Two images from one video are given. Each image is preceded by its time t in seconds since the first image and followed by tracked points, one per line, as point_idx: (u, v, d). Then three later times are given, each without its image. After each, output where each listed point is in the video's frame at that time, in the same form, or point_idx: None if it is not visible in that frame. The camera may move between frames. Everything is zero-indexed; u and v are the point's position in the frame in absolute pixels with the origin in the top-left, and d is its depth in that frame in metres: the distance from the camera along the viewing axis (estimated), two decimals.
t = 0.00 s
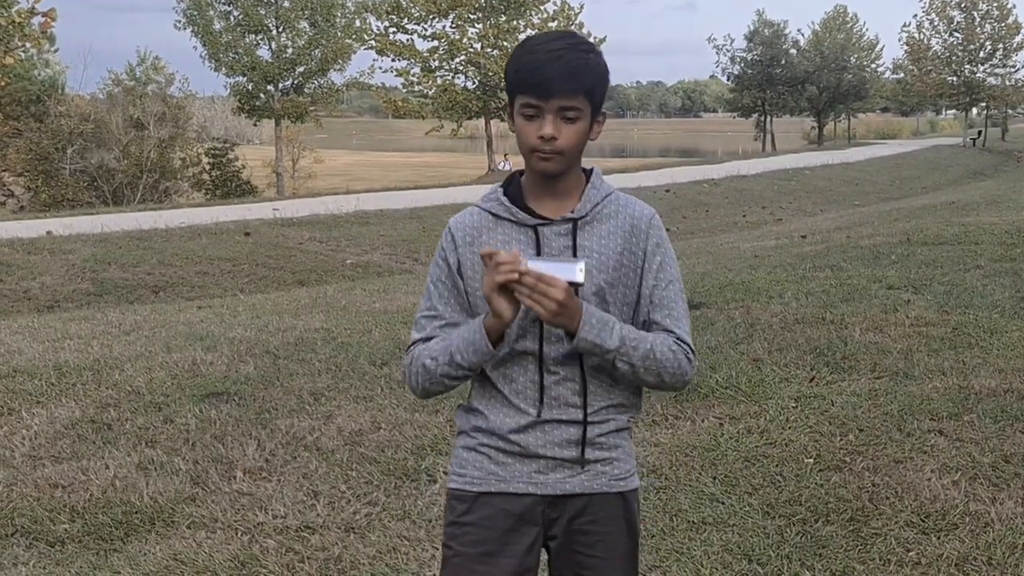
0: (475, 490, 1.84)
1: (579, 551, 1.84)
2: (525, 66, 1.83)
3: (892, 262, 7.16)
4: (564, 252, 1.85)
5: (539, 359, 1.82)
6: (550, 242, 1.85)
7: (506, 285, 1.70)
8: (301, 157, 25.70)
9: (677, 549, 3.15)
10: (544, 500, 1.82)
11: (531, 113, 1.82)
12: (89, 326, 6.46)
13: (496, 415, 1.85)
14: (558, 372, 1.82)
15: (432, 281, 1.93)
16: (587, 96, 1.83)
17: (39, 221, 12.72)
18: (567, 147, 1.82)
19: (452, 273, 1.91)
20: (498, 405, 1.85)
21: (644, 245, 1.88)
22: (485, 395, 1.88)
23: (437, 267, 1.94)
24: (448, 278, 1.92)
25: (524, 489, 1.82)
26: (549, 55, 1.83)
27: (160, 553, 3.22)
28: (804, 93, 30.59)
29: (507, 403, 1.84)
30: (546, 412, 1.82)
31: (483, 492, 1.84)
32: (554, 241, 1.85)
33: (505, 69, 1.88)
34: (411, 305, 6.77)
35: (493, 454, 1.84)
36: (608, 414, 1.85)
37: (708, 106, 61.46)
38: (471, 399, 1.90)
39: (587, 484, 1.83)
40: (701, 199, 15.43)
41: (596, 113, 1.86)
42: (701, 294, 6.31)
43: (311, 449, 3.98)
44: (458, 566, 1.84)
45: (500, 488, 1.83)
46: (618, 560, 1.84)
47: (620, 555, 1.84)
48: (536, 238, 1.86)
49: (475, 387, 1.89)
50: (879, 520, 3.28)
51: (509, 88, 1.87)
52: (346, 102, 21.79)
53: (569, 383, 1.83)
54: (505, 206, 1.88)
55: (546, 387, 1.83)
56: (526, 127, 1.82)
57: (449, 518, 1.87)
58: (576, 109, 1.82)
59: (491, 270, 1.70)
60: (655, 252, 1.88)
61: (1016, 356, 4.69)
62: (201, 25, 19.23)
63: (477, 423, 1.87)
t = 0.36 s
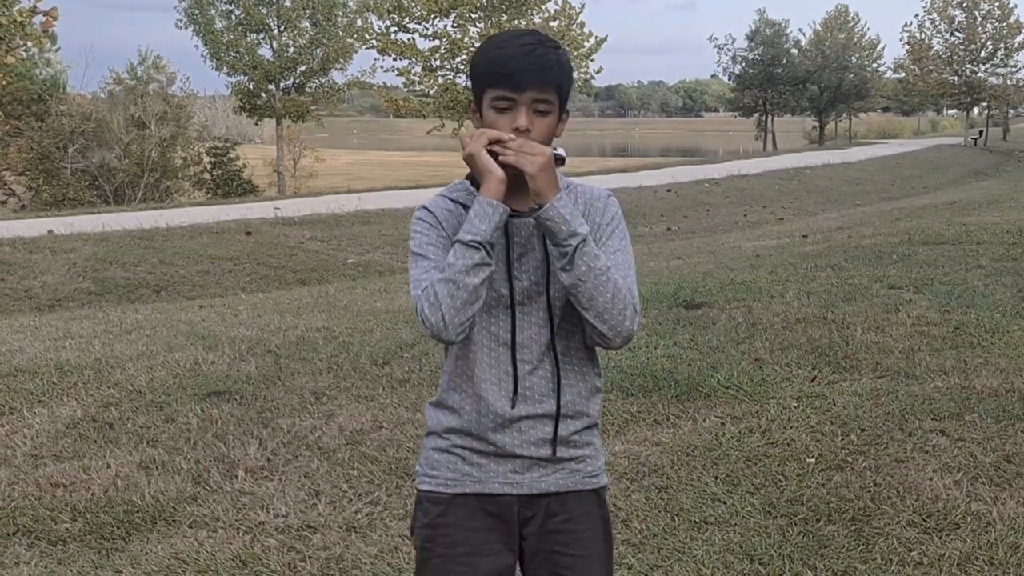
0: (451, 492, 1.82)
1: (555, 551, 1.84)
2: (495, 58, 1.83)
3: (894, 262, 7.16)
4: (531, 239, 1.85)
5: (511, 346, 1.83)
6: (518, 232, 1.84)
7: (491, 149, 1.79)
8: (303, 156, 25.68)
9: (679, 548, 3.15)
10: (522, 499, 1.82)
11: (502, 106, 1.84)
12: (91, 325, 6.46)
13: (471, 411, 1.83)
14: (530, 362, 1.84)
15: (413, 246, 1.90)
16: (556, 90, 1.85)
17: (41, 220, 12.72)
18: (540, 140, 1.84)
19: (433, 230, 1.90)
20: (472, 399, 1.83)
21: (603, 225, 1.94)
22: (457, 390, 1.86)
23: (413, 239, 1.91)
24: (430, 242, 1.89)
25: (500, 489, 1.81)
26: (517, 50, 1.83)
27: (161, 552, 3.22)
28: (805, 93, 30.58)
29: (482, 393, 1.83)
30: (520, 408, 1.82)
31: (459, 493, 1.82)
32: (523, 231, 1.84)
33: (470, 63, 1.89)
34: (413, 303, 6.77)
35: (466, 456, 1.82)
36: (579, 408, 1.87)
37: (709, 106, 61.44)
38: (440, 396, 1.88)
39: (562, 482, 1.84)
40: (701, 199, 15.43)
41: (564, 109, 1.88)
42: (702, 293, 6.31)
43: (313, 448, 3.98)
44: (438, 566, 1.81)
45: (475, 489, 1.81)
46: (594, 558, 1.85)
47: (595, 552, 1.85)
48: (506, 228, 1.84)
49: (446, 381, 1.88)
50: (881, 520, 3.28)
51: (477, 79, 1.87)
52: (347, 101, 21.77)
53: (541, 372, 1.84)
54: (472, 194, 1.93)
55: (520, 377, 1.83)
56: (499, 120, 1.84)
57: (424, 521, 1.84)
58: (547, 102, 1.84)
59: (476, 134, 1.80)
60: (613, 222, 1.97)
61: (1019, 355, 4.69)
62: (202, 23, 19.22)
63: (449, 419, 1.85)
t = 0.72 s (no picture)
0: (454, 494, 1.82)
1: (558, 552, 1.84)
2: (496, 52, 1.84)
3: (896, 262, 7.16)
4: (529, 237, 1.86)
5: (512, 344, 1.83)
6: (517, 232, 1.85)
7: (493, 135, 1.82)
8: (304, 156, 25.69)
9: (681, 548, 3.15)
10: (525, 500, 1.82)
11: (504, 101, 1.85)
12: (93, 325, 6.47)
13: (475, 411, 1.82)
14: (531, 360, 1.84)
15: (417, 241, 1.88)
16: (556, 89, 1.87)
17: (43, 219, 12.73)
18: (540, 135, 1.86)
19: (439, 227, 1.89)
20: (476, 398, 1.83)
21: (597, 223, 1.95)
22: (458, 389, 1.85)
23: (417, 235, 1.89)
24: (437, 236, 1.87)
25: (504, 490, 1.81)
26: (518, 47, 1.83)
27: (163, 552, 3.23)
28: (806, 92, 30.57)
29: (487, 391, 1.82)
30: (522, 408, 1.82)
31: (461, 496, 1.81)
32: (522, 230, 1.85)
33: (471, 58, 1.89)
34: (414, 303, 6.78)
35: (468, 458, 1.82)
36: (579, 407, 1.87)
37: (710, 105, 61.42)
38: (439, 397, 1.87)
39: (565, 482, 1.85)
40: (703, 198, 15.44)
41: (562, 108, 1.90)
42: (704, 292, 6.31)
43: (315, 448, 3.99)
44: (440, 568, 1.81)
45: (479, 491, 1.81)
46: (596, 559, 1.85)
47: (597, 552, 1.86)
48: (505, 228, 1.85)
49: (447, 382, 1.86)
50: (883, 519, 3.28)
51: (477, 75, 1.87)
52: (349, 100, 21.78)
53: (542, 370, 1.84)
54: (471, 193, 1.94)
55: (521, 375, 1.83)
56: (499, 113, 1.85)
57: (426, 524, 1.83)
58: (547, 100, 1.85)
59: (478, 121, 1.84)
60: (606, 223, 1.97)
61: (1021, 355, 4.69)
62: (204, 23, 19.25)
63: (452, 420, 1.84)
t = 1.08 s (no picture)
0: (459, 492, 1.82)
1: (564, 551, 1.84)
2: (504, 51, 1.84)
3: (895, 260, 7.16)
4: (539, 234, 1.85)
5: (520, 342, 1.83)
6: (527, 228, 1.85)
7: (502, 128, 1.82)
8: (305, 154, 25.70)
9: (682, 545, 3.15)
10: (530, 499, 1.83)
11: (512, 98, 1.85)
12: (94, 323, 6.47)
13: (482, 409, 1.83)
14: (539, 359, 1.84)
15: (427, 237, 1.88)
16: (565, 87, 1.87)
17: (44, 217, 12.73)
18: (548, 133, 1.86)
19: (449, 223, 1.89)
20: (483, 395, 1.83)
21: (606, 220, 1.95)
22: (467, 386, 1.85)
23: (428, 232, 1.89)
24: (447, 232, 1.88)
25: (511, 489, 1.81)
26: (527, 46, 1.84)
27: (163, 550, 3.23)
28: (807, 90, 30.58)
29: (495, 390, 1.83)
30: (528, 405, 1.82)
31: (466, 494, 1.81)
32: (532, 227, 1.85)
33: (479, 56, 1.89)
34: (415, 301, 6.78)
35: (475, 455, 1.82)
36: (587, 407, 1.87)
37: (711, 104, 61.41)
38: (447, 393, 1.87)
39: (572, 482, 1.84)
40: (704, 196, 15.45)
41: (570, 108, 1.90)
42: (704, 290, 6.32)
43: (315, 446, 3.99)
44: (444, 566, 1.81)
45: (484, 489, 1.81)
46: (602, 557, 1.86)
47: (603, 552, 1.86)
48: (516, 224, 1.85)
49: (455, 379, 1.87)
50: (883, 517, 3.28)
51: (486, 72, 1.88)
52: (350, 99, 21.79)
53: (550, 368, 1.84)
54: (481, 189, 1.94)
55: (530, 373, 1.83)
56: (507, 110, 1.85)
57: (431, 521, 1.84)
58: (555, 97, 1.86)
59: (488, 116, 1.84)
60: (616, 221, 1.96)
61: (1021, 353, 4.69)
62: (205, 21, 19.24)
63: (460, 417, 1.84)
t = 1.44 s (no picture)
0: (455, 492, 1.82)
1: (561, 551, 1.84)
2: (491, 51, 1.84)
3: (896, 259, 7.16)
4: (533, 233, 1.85)
5: (514, 341, 1.84)
6: (522, 226, 1.85)
7: (488, 126, 1.83)
8: (305, 152, 25.69)
9: (681, 545, 3.15)
10: (527, 499, 1.82)
11: (500, 97, 1.85)
12: (94, 322, 6.46)
13: (477, 408, 1.83)
14: (534, 357, 1.84)
15: (421, 239, 1.90)
16: (554, 83, 1.86)
17: (43, 216, 12.72)
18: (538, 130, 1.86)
19: (442, 224, 1.91)
20: (477, 394, 1.84)
21: (603, 216, 1.94)
22: (462, 386, 1.86)
23: (421, 234, 1.91)
24: (440, 233, 1.89)
25: (507, 489, 1.81)
26: (514, 43, 1.84)
27: (163, 549, 3.23)
28: (807, 89, 30.58)
29: (489, 389, 1.83)
30: (523, 404, 1.82)
31: (462, 494, 1.82)
32: (527, 225, 1.86)
33: (470, 58, 1.90)
34: (415, 300, 6.78)
35: (471, 455, 1.82)
36: (583, 406, 1.87)
37: (712, 103, 61.41)
38: (443, 394, 1.88)
39: (568, 482, 1.84)
40: (705, 195, 15.45)
41: (562, 105, 1.89)
42: (704, 290, 6.32)
43: (315, 445, 3.99)
44: (442, 566, 1.81)
45: (480, 489, 1.81)
46: (598, 557, 1.86)
47: (600, 552, 1.86)
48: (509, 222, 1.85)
49: (450, 380, 1.88)
50: (882, 517, 3.28)
51: (476, 73, 1.89)
52: (350, 98, 21.80)
53: (546, 367, 1.84)
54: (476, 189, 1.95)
55: (525, 372, 1.83)
56: (496, 110, 1.85)
57: (429, 519, 1.84)
58: (544, 94, 1.85)
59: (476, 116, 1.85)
60: (614, 217, 1.96)
61: (1020, 352, 4.69)
62: (205, 20, 19.24)
63: (455, 417, 1.85)
